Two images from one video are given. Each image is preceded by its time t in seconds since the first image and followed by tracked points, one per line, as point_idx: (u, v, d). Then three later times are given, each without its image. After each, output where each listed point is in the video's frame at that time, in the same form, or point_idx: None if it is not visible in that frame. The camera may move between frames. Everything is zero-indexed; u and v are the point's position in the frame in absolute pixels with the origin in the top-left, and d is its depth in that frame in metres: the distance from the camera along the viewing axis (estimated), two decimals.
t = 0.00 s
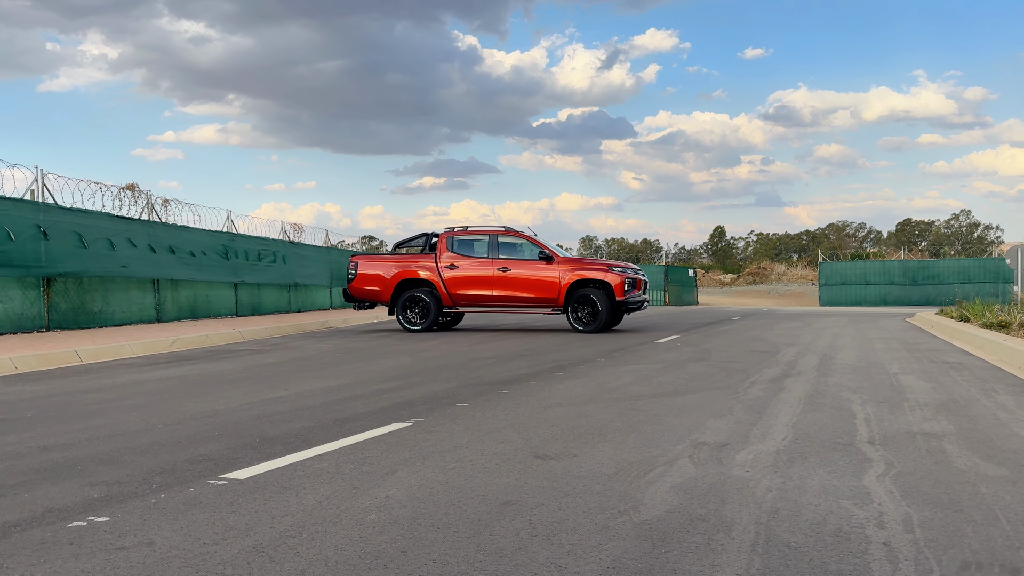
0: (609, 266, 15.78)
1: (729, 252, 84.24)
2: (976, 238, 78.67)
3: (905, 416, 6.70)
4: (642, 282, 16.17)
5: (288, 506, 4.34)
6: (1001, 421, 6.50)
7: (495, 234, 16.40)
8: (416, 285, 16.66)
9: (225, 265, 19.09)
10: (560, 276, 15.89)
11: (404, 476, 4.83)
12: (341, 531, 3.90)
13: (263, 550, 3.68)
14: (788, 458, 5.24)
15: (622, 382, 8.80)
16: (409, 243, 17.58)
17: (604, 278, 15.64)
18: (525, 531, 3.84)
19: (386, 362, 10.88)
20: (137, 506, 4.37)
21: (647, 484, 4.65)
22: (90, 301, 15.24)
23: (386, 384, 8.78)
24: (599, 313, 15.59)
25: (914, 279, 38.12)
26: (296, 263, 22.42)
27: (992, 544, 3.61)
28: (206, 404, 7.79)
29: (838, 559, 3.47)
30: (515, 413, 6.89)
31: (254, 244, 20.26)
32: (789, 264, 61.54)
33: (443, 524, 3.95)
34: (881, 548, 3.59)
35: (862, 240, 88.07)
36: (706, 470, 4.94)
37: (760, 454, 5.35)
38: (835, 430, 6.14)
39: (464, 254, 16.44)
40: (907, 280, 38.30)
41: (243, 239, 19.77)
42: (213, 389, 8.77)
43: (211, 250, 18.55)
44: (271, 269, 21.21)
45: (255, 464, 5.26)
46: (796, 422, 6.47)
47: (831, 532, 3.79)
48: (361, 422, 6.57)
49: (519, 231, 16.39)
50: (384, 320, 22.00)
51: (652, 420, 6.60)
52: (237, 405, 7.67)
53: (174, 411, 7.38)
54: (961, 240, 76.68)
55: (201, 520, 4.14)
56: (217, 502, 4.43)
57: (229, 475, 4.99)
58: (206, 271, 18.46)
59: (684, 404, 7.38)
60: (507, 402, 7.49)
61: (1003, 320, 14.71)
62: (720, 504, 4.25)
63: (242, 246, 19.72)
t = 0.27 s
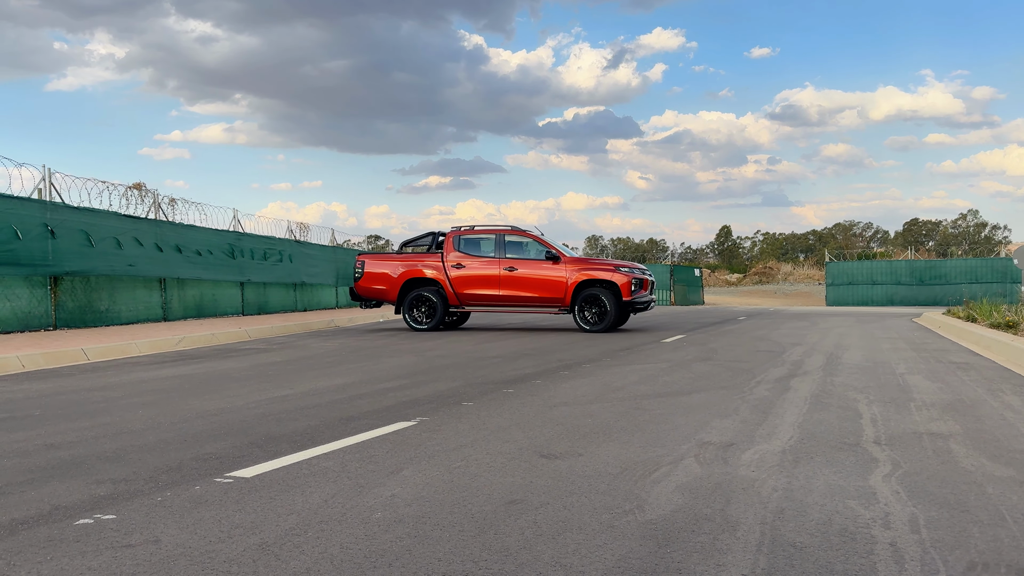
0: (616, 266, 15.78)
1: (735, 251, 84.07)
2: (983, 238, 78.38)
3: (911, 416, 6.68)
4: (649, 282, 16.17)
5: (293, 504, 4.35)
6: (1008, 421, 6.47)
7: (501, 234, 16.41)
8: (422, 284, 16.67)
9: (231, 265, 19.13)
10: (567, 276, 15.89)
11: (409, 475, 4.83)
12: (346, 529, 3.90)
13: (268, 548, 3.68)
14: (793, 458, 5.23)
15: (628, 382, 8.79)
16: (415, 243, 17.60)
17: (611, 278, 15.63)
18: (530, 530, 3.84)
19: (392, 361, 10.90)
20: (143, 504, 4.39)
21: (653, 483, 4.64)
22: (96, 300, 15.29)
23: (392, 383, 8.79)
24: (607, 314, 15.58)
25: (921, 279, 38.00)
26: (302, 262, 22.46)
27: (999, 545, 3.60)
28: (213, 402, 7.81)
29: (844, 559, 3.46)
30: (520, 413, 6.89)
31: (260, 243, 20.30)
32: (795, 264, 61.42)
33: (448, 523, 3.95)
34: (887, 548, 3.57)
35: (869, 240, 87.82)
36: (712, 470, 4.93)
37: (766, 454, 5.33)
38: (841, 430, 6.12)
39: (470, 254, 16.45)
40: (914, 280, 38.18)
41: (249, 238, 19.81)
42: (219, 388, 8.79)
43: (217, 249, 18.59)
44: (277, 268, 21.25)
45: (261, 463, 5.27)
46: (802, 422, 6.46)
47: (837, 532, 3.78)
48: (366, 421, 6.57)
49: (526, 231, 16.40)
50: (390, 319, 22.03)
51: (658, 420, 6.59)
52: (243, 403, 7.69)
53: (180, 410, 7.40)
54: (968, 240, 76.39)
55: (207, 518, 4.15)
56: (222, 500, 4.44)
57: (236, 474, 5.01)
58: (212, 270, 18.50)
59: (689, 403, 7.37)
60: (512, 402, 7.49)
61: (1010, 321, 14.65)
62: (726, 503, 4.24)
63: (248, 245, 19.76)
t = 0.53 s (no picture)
0: (619, 266, 15.79)
1: (739, 251, 84.02)
2: (988, 238, 78.21)
3: (916, 416, 6.67)
4: (652, 282, 16.17)
5: (298, 504, 4.35)
6: (1013, 422, 6.46)
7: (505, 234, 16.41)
8: (426, 284, 16.66)
9: (235, 265, 19.16)
10: (571, 277, 15.90)
11: (413, 475, 4.83)
12: (350, 529, 3.91)
13: (272, 548, 3.69)
14: (798, 459, 5.23)
15: (631, 382, 8.78)
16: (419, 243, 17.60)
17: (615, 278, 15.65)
18: (534, 530, 3.84)
19: (396, 361, 10.90)
20: (147, 504, 4.40)
21: (656, 484, 4.64)
22: (100, 300, 15.33)
23: (395, 383, 8.80)
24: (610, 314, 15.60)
25: (925, 280, 37.94)
26: (306, 263, 22.49)
27: (1003, 546, 3.59)
28: (217, 402, 7.82)
29: (850, 559, 3.46)
30: (524, 413, 6.89)
31: (264, 244, 20.32)
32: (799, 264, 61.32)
33: (452, 523, 3.96)
34: (892, 549, 3.57)
35: (873, 240, 87.69)
36: (715, 470, 4.93)
37: (770, 455, 5.33)
38: (846, 430, 6.11)
39: (474, 254, 16.45)
40: (918, 280, 38.12)
41: (253, 238, 19.84)
42: (223, 388, 8.82)
43: (221, 250, 18.63)
44: (281, 268, 21.27)
45: (265, 463, 5.28)
46: (806, 422, 6.44)
47: (841, 533, 3.78)
48: (370, 422, 6.58)
49: (529, 231, 16.40)
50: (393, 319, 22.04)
51: (662, 420, 6.59)
52: (247, 403, 7.70)
53: (184, 410, 7.41)
54: (972, 240, 76.24)
55: (211, 517, 4.16)
56: (226, 501, 4.45)
57: (240, 474, 5.02)
58: (216, 271, 18.53)
59: (693, 404, 7.36)
60: (515, 402, 7.50)
61: (1015, 321, 14.61)
62: (730, 504, 4.24)
63: (252, 245, 19.79)
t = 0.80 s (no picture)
0: (621, 266, 15.79)
1: (740, 251, 83.99)
2: (990, 238, 78.15)
3: (917, 416, 6.68)
4: (654, 282, 16.17)
5: (300, 505, 4.36)
6: (1015, 422, 6.45)
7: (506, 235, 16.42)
8: (427, 285, 16.65)
9: (236, 266, 19.18)
10: (572, 276, 15.90)
11: (415, 476, 4.84)
12: (353, 530, 3.92)
13: (274, 549, 3.70)
14: (799, 459, 5.23)
15: (633, 382, 8.78)
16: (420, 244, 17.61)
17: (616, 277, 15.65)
18: (536, 531, 3.85)
19: (397, 361, 10.91)
20: (150, 505, 4.41)
21: (658, 484, 4.64)
22: (102, 301, 15.34)
23: (397, 384, 8.81)
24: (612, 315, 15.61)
25: (927, 279, 37.91)
26: (307, 263, 22.50)
27: (1005, 546, 3.59)
28: (218, 403, 7.83)
29: (853, 559, 3.47)
30: (526, 413, 6.89)
31: (265, 244, 20.34)
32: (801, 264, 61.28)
33: (454, 524, 3.96)
34: (894, 549, 3.57)
35: (874, 240, 87.63)
36: (717, 471, 4.93)
37: (771, 455, 5.33)
38: (847, 430, 6.11)
39: (475, 254, 16.45)
40: (920, 280, 38.09)
41: (254, 239, 19.86)
42: (224, 389, 8.83)
43: (223, 251, 18.64)
44: (282, 269, 21.28)
45: (267, 463, 5.29)
46: (808, 422, 6.44)
47: (843, 533, 3.78)
48: (372, 422, 6.59)
49: (531, 231, 16.41)
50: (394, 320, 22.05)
51: (663, 420, 6.59)
52: (249, 404, 7.70)
53: (186, 411, 7.43)
54: (974, 239, 76.18)
55: (213, 518, 4.17)
56: (229, 501, 4.46)
57: (241, 475, 5.02)
58: (217, 272, 18.54)
59: (694, 404, 7.36)
60: (517, 402, 7.50)
61: (1016, 320, 14.60)
62: (731, 504, 4.24)
63: (253, 246, 19.81)
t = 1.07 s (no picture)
0: (623, 266, 15.79)
1: (739, 251, 83.98)
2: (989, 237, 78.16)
3: (917, 416, 6.68)
4: (656, 282, 16.15)
5: (300, 506, 4.36)
6: (1014, 421, 6.46)
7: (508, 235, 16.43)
8: (429, 285, 16.65)
9: (236, 266, 19.18)
10: (574, 276, 15.91)
11: (415, 476, 4.85)
12: (353, 531, 3.92)
13: (275, 550, 3.70)
14: (799, 459, 5.23)
15: (633, 382, 8.79)
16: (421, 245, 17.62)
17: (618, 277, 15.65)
18: (536, 531, 3.85)
19: (397, 362, 10.92)
20: (151, 506, 4.41)
21: (658, 484, 4.65)
22: (102, 302, 15.34)
23: (397, 384, 8.82)
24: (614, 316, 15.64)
25: (926, 279, 37.92)
26: (307, 264, 22.51)
27: (1005, 545, 3.59)
28: (218, 404, 7.83)
29: (853, 559, 3.47)
30: (525, 414, 6.89)
31: (265, 245, 20.34)
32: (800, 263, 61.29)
33: (454, 524, 3.96)
34: (893, 549, 3.58)
35: (874, 239, 87.63)
36: (716, 471, 4.94)
37: (771, 455, 5.33)
38: (847, 430, 6.12)
39: (476, 254, 16.45)
40: (919, 279, 38.10)
41: (254, 240, 19.87)
42: (224, 389, 8.83)
43: (223, 251, 18.65)
44: (282, 269, 21.29)
45: (267, 464, 5.29)
46: (807, 422, 6.45)
47: (842, 533, 3.79)
48: (372, 423, 6.59)
49: (533, 232, 16.41)
50: (394, 320, 22.06)
51: (663, 420, 6.60)
52: (249, 405, 7.71)
53: (186, 412, 7.43)
54: (973, 239, 76.19)
55: (213, 519, 4.18)
56: (229, 502, 4.46)
57: (241, 476, 5.02)
58: (217, 272, 18.54)
59: (694, 404, 7.36)
60: (517, 402, 7.51)
61: (1016, 320, 14.61)
62: (731, 504, 4.24)
63: (253, 247, 19.82)
